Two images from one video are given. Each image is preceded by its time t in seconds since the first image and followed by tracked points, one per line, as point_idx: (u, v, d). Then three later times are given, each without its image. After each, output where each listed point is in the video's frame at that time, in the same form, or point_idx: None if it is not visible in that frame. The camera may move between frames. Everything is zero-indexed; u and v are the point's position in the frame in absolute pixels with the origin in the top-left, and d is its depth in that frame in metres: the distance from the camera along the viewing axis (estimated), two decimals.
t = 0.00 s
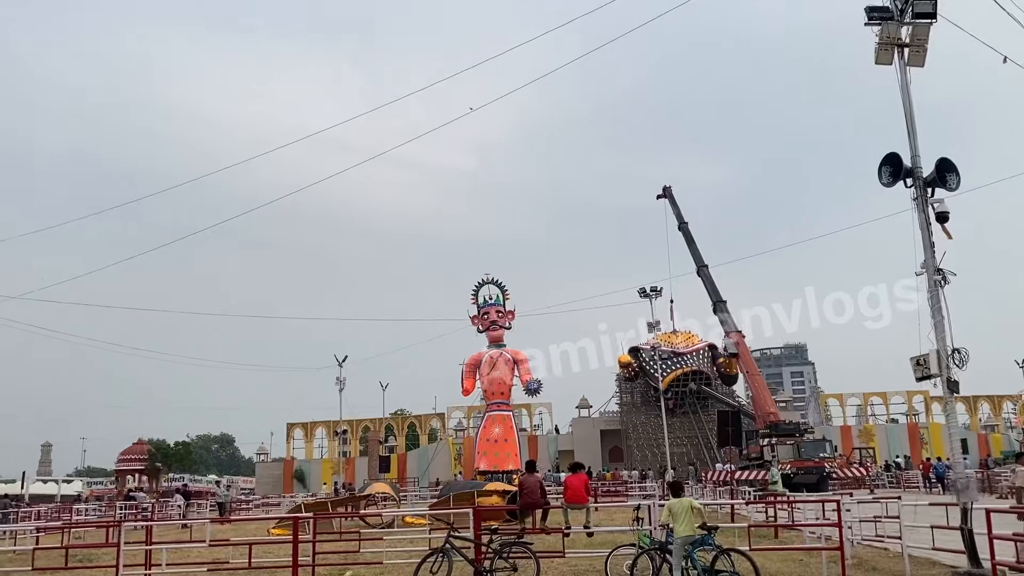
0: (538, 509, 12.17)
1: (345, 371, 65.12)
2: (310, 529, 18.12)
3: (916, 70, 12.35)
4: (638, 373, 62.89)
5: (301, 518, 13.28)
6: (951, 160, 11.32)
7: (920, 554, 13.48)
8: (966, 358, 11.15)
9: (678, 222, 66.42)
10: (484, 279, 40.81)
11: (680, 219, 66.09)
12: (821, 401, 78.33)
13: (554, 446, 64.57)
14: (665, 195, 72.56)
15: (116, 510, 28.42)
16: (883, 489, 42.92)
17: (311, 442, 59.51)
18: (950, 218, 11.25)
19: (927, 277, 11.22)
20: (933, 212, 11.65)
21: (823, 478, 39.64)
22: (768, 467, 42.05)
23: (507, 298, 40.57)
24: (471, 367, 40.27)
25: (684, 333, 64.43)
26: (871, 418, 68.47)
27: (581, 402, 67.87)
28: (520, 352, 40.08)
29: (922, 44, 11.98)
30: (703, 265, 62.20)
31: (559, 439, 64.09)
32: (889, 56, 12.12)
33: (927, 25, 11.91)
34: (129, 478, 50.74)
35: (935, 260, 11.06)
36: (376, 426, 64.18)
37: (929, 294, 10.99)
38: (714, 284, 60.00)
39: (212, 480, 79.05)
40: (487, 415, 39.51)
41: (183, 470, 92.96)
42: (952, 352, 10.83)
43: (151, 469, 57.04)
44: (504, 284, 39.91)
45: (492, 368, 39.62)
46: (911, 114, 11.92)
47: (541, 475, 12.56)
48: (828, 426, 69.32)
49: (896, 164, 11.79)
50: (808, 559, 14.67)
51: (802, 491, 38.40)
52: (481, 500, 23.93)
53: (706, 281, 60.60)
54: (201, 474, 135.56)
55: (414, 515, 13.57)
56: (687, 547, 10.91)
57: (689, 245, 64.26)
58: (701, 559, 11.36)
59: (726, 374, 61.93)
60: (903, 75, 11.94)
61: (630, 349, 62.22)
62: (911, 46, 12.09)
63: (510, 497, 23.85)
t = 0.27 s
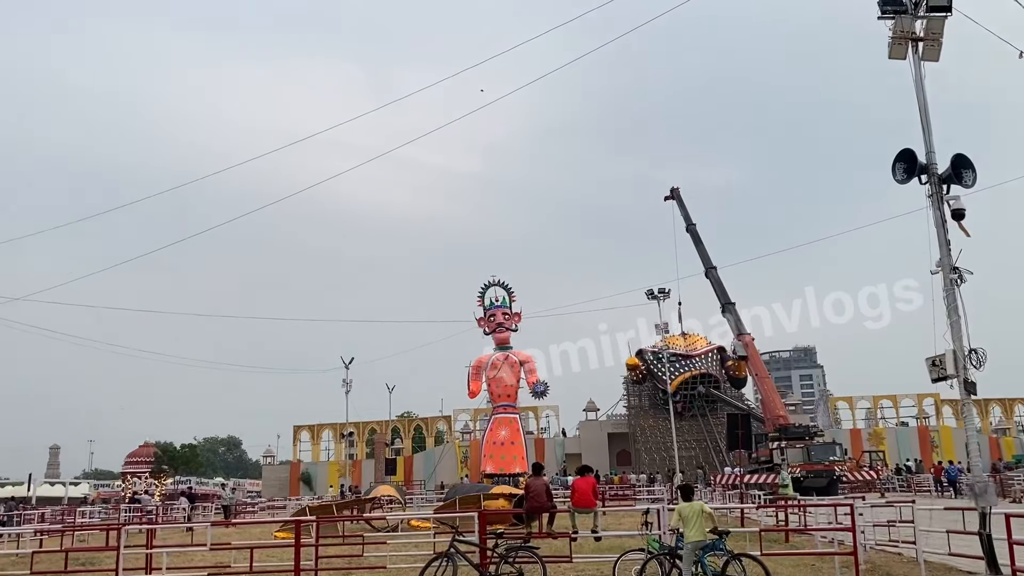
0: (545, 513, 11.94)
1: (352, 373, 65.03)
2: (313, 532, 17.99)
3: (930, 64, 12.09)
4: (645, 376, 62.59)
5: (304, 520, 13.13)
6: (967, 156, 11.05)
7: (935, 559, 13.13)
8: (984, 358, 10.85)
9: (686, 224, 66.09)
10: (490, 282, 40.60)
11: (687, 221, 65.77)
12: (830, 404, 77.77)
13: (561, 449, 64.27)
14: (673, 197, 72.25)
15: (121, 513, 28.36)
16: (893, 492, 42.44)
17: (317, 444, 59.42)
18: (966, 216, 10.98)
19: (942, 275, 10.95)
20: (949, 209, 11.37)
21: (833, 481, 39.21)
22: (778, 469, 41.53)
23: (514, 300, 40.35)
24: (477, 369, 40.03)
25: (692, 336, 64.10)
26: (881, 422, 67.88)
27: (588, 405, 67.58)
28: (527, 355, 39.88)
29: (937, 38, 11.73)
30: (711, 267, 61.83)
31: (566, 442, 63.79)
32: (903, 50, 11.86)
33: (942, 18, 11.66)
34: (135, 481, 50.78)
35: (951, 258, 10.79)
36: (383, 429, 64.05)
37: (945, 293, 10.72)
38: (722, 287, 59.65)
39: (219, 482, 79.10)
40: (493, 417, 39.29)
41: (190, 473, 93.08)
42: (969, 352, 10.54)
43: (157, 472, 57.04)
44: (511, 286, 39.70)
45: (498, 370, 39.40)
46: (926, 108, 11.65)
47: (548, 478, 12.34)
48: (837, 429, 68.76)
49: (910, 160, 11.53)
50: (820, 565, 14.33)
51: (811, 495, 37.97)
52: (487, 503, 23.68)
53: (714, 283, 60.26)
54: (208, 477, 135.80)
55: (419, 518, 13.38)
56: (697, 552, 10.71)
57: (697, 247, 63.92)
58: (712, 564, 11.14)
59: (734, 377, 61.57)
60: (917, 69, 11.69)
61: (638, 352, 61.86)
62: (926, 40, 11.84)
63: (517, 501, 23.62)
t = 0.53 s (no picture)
0: (551, 518, 11.72)
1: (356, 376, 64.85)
2: (314, 537, 17.80)
3: (944, 60, 11.86)
4: (651, 379, 62.32)
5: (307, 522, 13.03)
6: (982, 153, 10.81)
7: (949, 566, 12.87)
8: (1000, 361, 10.57)
9: (691, 226, 65.83)
10: (494, 284, 40.39)
11: (693, 223, 65.53)
12: (836, 407, 77.34)
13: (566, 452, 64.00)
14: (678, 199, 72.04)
15: (123, 516, 28.24)
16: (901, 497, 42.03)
17: (321, 447, 59.25)
18: (982, 214, 10.74)
19: (957, 275, 10.72)
20: (964, 208, 11.12)
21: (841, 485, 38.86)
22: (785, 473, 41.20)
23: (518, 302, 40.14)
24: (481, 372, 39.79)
25: (698, 339, 63.79)
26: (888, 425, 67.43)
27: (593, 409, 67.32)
28: (531, 357, 39.65)
29: (951, 35, 11.50)
30: (717, 270, 61.51)
31: (571, 445, 63.49)
32: (916, 46, 11.64)
33: (956, 14, 11.46)
34: (139, 483, 50.70)
35: (966, 258, 10.56)
36: (386, 431, 63.85)
37: (960, 293, 10.48)
38: (728, 289, 59.35)
39: (223, 485, 79.02)
40: (497, 420, 39.05)
41: (193, 475, 93.03)
42: (985, 355, 10.28)
43: (160, 475, 56.92)
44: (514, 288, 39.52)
45: (503, 373, 39.17)
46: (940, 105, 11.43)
47: (553, 482, 12.13)
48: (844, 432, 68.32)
49: (924, 159, 11.31)
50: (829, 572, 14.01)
51: (818, 499, 37.60)
52: (492, 506, 23.42)
53: (720, 285, 59.98)
54: (212, 480, 135.98)
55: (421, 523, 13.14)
56: (707, 557, 10.54)
57: (702, 249, 63.65)
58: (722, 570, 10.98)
59: (740, 380, 61.26)
60: (931, 65, 11.46)
61: (643, 355, 61.55)
62: (939, 37, 11.62)
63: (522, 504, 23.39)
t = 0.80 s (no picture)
0: (555, 519, 11.55)
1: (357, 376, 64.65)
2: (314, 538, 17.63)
3: (954, 53, 11.71)
4: (652, 380, 62.14)
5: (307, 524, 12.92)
6: (993, 148, 10.66)
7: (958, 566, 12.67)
8: (1012, 358, 10.40)
9: (693, 225, 65.69)
10: (496, 284, 40.24)
11: (694, 223, 65.40)
12: (838, 407, 77.16)
13: (567, 453, 63.85)
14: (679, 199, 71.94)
15: (123, 517, 28.12)
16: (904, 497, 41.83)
17: (321, 447, 59.11)
18: (993, 209, 10.59)
19: (967, 270, 10.56)
20: (974, 203, 10.97)
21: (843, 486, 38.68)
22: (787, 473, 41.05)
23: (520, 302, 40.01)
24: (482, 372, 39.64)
25: (699, 339, 63.62)
26: (889, 425, 67.26)
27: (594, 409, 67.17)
28: (532, 357, 39.50)
29: (961, 27, 11.35)
30: (718, 270, 61.36)
31: (572, 446, 63.34)
32: (926, 39, 11.49)
33: (967, 6, 11.31)
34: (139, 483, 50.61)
35: (977, 254, 10.41)
36: (387, 431, 63.71)
37: (972, 290, 10.32)
38: (729, 289, 59.20)
39: (223, 485, 78.93)
40: (498, 420, 38.90)
41: (194, 475, 92.93)
42: (998, 352, 10.11)
43: (161, 475, 56.81)
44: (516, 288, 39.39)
45: (504, 373, 39.01)
46: (950, 100, 11.30)
47: (557, 481, 11.96)
48: (845, 433, 68.16)
49: (934, 153, 11.16)
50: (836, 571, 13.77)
51: (820, 499, 37.42)
52: (494, 507, 23.27)
53: (721, 285, 59.83)
54: (213, 480, 135.91)
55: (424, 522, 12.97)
56: (714, 558, 10.38)
57: (704, 249, 63.51)
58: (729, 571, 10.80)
59: (742, 380, 61.07)
60: (941, 58, 11.31)
61: (644, 355, 61.37)
62: (949, 30, 11.47)
63: (524, 505, 23.25)
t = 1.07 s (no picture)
0: (557, 518, 11.33)
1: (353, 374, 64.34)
2: (310, 539, 17.35)
3: (964, 45, 11.51)
4: (649, 378, 61.97)
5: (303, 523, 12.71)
6: (1004, 141, 10.46)
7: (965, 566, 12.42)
8: (1023, 356, 10.19)
9: (690, 223, 65.52)
10: (493, 281, 40.01)
11: (691, 221, 65.24)
12: (834, 406, 77.11)
13: (564, 451, 63.66)
14: (676, 197, 71.78)
15: (117, 515, 27.88)
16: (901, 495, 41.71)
17: (317, 445, 58.85)
18: (1004, 204, 10.39)
19: (978, 265, 10.37)
20: (985, 198, 10.77)
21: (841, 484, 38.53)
22: (785, 472, 40.92)
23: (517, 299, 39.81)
24: (479, 370, 39.41)
25: (696, 337, 63.45)
26: (886, 424, 67.22)
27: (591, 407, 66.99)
28: (529, 355, 39.26)
29: (972, 18, 11.15)
30: (715, 267, 61.22)
31: (569, 444, 63.15)
32: (935, 31, 11.29)
33: None
34: (134, 481, 50.30)
35: (988, 248, 10.20)
36: (383, 429, 63.46)
37: (982, 285, 10.12)
38: (727, 287, 59.03)
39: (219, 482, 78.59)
40: (495, 418, 38.68)
41: (190, 474, 92.55)
42: (1010, 349, 9.91)
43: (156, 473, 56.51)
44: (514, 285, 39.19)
45: (501, 371, 38.77)
46: (960, 91, 11.11)
47: (559, 481, 11.73)
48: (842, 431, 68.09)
49: (944, 147, 10.96)
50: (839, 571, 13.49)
51: (818, 498, 37.26)
52: (492, 506, 23.06)
53: (718, 283, 59.68)
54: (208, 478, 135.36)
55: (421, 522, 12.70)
56: (720, 560, 10.18)
57: (701, 247, 63.35)
58: (734, 572, 10.59)
59: (739, 379, 60.93)
60: (951, 50, 11.11)
61: (641, 353, 61.16)
62: (959, 21, 11.26)
63: (522, 504, 23.05)
